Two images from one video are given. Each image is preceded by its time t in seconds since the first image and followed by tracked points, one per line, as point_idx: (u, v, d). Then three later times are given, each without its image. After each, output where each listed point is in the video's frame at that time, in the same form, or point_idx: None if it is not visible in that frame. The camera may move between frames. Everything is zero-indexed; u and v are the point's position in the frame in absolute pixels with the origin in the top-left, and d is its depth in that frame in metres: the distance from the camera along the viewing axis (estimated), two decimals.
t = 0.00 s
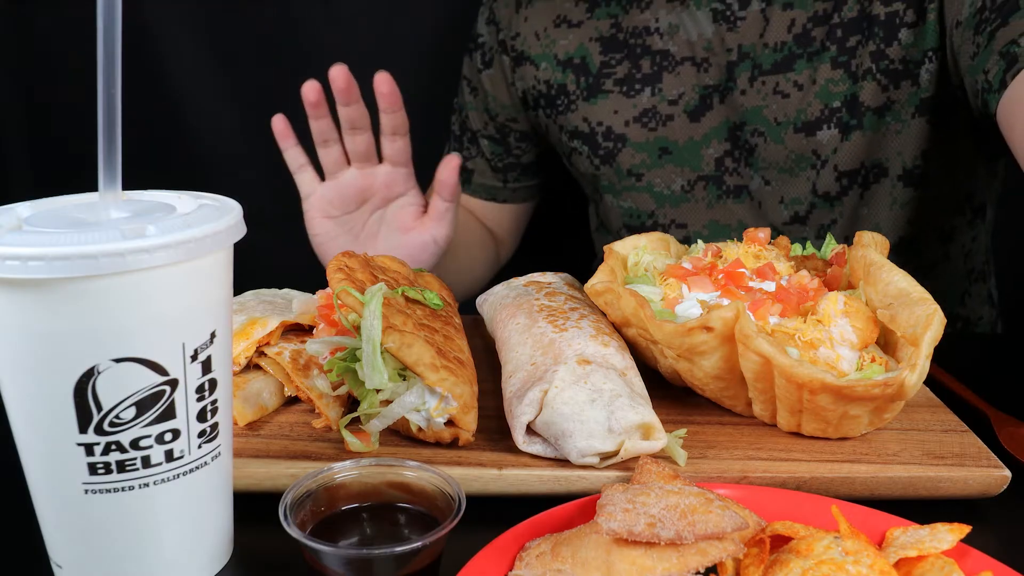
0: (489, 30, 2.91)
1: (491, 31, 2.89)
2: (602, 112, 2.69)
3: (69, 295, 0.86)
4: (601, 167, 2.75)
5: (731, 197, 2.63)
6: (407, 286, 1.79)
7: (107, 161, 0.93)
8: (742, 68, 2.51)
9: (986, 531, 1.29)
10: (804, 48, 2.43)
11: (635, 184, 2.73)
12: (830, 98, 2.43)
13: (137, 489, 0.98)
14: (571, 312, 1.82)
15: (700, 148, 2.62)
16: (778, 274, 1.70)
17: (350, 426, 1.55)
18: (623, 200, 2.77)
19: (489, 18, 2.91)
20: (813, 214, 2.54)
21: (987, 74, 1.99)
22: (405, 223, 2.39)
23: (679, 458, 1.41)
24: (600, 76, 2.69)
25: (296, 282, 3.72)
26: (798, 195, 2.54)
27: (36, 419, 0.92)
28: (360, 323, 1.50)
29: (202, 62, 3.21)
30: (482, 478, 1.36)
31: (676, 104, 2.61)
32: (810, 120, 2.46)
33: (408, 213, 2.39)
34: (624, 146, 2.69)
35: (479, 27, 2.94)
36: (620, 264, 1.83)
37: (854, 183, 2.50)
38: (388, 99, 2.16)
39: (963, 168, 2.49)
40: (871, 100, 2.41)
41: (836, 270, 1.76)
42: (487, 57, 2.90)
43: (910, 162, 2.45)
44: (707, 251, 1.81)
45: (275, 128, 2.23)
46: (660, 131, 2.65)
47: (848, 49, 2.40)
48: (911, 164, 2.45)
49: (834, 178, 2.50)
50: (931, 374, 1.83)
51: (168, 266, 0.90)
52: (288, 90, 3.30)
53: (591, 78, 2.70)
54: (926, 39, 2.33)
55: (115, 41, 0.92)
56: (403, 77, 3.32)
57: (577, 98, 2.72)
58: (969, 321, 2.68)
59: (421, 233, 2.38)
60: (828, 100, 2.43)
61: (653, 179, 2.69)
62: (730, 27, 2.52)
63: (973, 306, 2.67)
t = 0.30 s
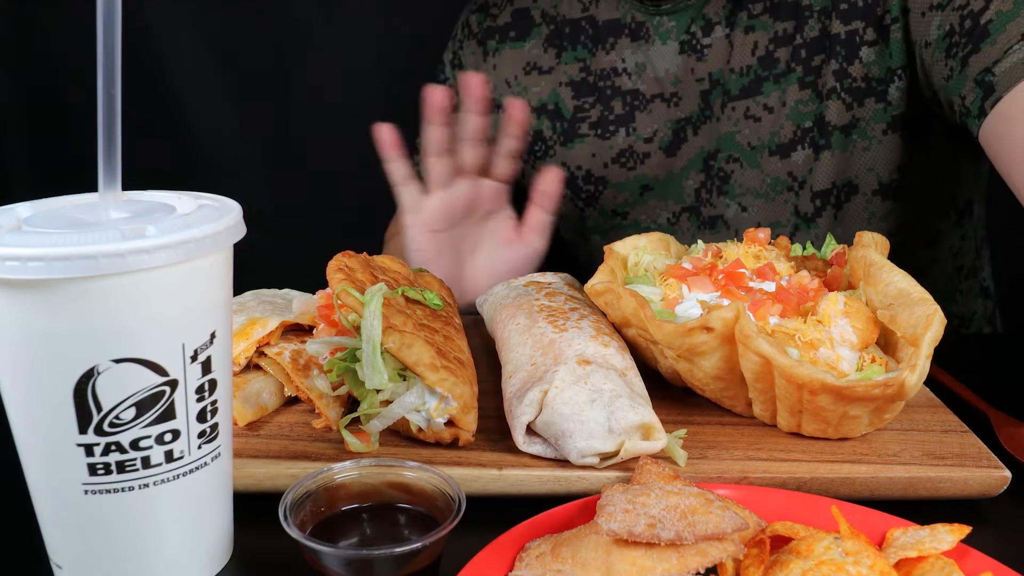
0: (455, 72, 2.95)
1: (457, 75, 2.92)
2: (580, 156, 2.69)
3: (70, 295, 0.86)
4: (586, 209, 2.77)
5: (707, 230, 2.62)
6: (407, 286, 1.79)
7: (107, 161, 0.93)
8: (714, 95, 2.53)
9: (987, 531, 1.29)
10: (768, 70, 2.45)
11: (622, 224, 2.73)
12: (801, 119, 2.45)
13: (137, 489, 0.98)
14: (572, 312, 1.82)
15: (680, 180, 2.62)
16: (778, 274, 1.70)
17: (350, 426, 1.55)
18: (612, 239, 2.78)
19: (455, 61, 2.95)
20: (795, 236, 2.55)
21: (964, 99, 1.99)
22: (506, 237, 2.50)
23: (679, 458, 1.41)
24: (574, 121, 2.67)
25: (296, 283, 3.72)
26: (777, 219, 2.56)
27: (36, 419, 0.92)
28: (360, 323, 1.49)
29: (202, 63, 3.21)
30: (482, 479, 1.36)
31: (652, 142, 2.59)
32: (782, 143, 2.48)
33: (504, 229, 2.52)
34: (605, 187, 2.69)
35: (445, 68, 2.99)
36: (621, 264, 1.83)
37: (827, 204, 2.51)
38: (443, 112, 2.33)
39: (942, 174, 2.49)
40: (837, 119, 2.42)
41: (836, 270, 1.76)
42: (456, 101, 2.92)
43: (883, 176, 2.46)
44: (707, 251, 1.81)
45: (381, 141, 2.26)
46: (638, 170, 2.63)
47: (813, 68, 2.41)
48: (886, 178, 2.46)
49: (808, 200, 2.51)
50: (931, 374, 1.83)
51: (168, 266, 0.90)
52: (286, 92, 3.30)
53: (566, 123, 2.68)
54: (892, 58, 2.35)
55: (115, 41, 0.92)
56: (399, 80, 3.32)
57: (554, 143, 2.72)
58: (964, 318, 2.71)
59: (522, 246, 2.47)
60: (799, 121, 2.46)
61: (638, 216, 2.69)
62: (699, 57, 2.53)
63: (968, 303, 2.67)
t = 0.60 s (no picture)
0: (462, 74, 2.93)
1: (466, 81, 2.90)
2: (584, 157, 2.68)
3: (70, 295, 0.86)
4: (589, 211, 2.77)
5: (708, 228, 2.61)
6: (407, 286, 1.79)
7: (107, 161, 0.93)
8: (719, 93, 2.52)
9: (987, 531, 1.29)
10: (772, 64, 2.45)
11: (625, 223, 2.74)
12: (800, 113, 2.45)
13: (137, 489, 0.98)
14: (571, 312, 1.82)
15: (682, 180, 2.62)
16: (777, 274, 1.70)
17: (350, 426, 1.55)
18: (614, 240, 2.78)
19: (463, 66, 2.92)
20: (797, 231, 2.54)
21: (971, 93, 1.99)
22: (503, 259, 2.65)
23: (679, 458, 1.41)
24: (578, 123, 2.66)
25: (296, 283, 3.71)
26: (777, 215, 2.54)
27: (37, 420, 0.92)
28: (360, 323, 1.49)
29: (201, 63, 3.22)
30: (482, 479, 1.36)
31: (652, 143, 2.60)
32: (782, 137, 2.48)
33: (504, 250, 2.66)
34: (608, 189, 2.69)
35: (451, 72, 2.96)
36: (621, 264, 1.83)
37: (836, 197, 2.50)
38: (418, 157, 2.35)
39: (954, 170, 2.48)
40: (843, 112, 2.42)
41: (836, 270, 1.76)
42: (462, 104, 2.91)
43: (894, 168, 2.44)
44: (707, 251, 1.81)
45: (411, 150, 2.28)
46: (640, 170, 2.63)
47: (815, 62, 2.42)
48: (894, 171, 2.45)
49: (815, 193, 2.50)
50: (931, 374, 1.83)
51: (168, 266, 0.90)
52: (286, 91, 3.31)
53: (569, 125, 2.68)
54: (898, 52, 2.35)
55: (114, 41, 0.92)
56: (399, 81, 3.33)
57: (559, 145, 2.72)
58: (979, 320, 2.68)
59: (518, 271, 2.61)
60: (799, 115, 2.45)
61: (642, 216, 2.71)
62: (702, 54, 2.52)
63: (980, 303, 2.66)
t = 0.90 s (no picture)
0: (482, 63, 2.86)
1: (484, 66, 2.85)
2: (599, 142, 2.67)
3: (69, 295, 0.86)
4: (603, 196, 2.78)
5: (723, 216, 2.65)
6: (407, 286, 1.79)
7: (107, 161, 0.93)
8: (739, 80, 2.53)
9: (987, 531, 1.29)
10: (793, 52, 2.45)
11: (638, 207, 2.77)
12: (821, 101, 2.45)
13: (138, 489, 0.98)
14: (571, 312, 1.82)
15: (694, 167, 2.65)
16: (777, 274, 1.70)
17: (350, 426, 1.55)
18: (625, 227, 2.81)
19: (482, 52, 2.87)
20: (815, 220, 2.55)
21: (989, 81, 2.04)
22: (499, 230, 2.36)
23: (679, 458, 1.41)
24: (595, 108, 2.65)
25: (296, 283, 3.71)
26: (794, 204, 2.56)
27: (37, 420, 0.92)
28: (360, 323, 1.49)
29: (203, 62, 3.22)
30: (482, 479, 1.36)
31: (668, 128, 2.61)
32: (801, 124, 2.48)
33: (500, 221, 2.37)
34: (622, 175, 2.70)
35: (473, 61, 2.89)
36: (620, 265, 1.83)
37: (854, 186, 2.50)
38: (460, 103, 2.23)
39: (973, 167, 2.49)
40: (865, 100, 2.42)
41: (836, 270, 1.76)
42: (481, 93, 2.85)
43: (916, 158, 2.45)
44: (706, 251, 1.81)
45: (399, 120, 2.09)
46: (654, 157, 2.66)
47: (837, 50, 2.41)
48: (914, 162, 2.46)
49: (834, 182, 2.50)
50: (931, 375, 1.83)
51: (168, 266, 0.90)
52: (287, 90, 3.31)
53: (586, 110, 2.66)
54: (924, 41, 2.34)
55: (115, 41, 0.92)
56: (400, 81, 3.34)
57: (575, 131, 2.70)
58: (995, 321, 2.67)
59: (511, 243, 2.33)
60: (818, 103, 2.46)
61: (654, 202, 2.73)
62: (722, 40, 2.52)
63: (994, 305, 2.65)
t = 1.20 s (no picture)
0: (500, 53, 2.81)
1: (506, 58, 2.78)
2: (619, 136, 2.67)
3: (69, 295, 0.86)
4: (622, 191, 2.74)
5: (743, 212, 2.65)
6: (407, 286, 1.79)
7: (107, 162, 0.93)
8: (761, 76, 2.51)
9: (986, 531, 1.29)
10: (819, 51, 2.44)
11: (657, 205, 2.74)
12: (848, 101, 2.45)
13: (138, 489, 0.98)
14: (571, 312, 1.82)
15: (713, 164, 2.64)
16: (778, 274, 1.70)
17: (350, 426, 1.55)
18: (645, 221, 2.77)
19: (501, 44, 2.80)
20: (837, 221, 2.57)
21: (1009, 84, 2.19)
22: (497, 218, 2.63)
23: (679, 458, 1.41)
24: (616, 101, 2.65)
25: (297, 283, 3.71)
26: (817, 204, 2.57)
27: (37, 419, 0.92)
28: (360, 323, 1.49)
29: (204, 62, 3.22)
30: (482, 479, 1.36)
31: (690, 124, 2.60)
32: (829, 124, 2.49)
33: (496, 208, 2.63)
34: (641, 169, 2.68)
35: (491, 53, 2.84)
36: (621, 265, 1.83)
37: (879, 187, 2.52)
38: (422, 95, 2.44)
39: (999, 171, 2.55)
40: (892, 102, 2.43)
41: (836, 270, 1.76)
42: (502, 84, 2.80)
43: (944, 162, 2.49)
44: (707, 251, 1.81)
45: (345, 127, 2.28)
46: (676, 152, 2.64)
47: (866, 51, 2.41)
48: (941, 164, 2.49)
49: (859, 182, 2.52)
50: (932, 375, 1.84)
51: (168, 266, 0.90)
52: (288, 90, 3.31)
53: (608, 103, 2.66)
54: (951, 43, 2.36)
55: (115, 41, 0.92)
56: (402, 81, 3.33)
57: (595, 124, 2.70)
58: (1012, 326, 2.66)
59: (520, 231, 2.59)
60: (846, 103, 2.46)
61: (674, 197, 2.71)
62: (746, 36, 2.50)
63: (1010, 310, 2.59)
